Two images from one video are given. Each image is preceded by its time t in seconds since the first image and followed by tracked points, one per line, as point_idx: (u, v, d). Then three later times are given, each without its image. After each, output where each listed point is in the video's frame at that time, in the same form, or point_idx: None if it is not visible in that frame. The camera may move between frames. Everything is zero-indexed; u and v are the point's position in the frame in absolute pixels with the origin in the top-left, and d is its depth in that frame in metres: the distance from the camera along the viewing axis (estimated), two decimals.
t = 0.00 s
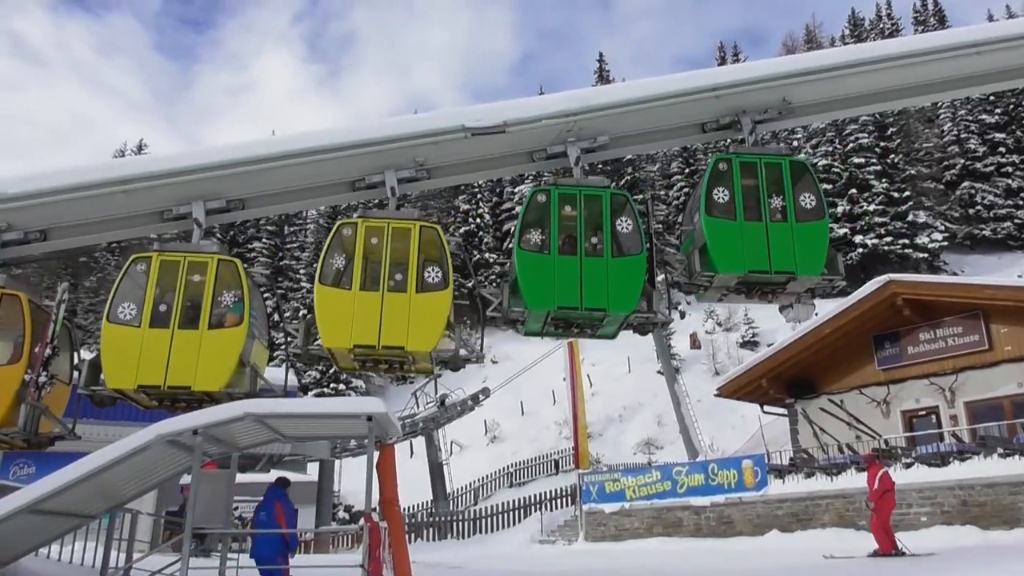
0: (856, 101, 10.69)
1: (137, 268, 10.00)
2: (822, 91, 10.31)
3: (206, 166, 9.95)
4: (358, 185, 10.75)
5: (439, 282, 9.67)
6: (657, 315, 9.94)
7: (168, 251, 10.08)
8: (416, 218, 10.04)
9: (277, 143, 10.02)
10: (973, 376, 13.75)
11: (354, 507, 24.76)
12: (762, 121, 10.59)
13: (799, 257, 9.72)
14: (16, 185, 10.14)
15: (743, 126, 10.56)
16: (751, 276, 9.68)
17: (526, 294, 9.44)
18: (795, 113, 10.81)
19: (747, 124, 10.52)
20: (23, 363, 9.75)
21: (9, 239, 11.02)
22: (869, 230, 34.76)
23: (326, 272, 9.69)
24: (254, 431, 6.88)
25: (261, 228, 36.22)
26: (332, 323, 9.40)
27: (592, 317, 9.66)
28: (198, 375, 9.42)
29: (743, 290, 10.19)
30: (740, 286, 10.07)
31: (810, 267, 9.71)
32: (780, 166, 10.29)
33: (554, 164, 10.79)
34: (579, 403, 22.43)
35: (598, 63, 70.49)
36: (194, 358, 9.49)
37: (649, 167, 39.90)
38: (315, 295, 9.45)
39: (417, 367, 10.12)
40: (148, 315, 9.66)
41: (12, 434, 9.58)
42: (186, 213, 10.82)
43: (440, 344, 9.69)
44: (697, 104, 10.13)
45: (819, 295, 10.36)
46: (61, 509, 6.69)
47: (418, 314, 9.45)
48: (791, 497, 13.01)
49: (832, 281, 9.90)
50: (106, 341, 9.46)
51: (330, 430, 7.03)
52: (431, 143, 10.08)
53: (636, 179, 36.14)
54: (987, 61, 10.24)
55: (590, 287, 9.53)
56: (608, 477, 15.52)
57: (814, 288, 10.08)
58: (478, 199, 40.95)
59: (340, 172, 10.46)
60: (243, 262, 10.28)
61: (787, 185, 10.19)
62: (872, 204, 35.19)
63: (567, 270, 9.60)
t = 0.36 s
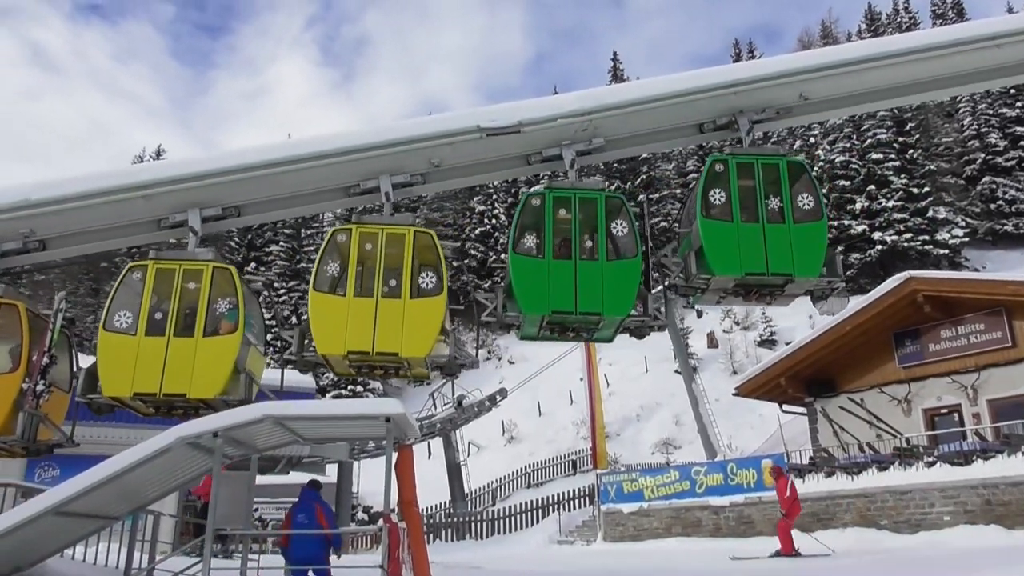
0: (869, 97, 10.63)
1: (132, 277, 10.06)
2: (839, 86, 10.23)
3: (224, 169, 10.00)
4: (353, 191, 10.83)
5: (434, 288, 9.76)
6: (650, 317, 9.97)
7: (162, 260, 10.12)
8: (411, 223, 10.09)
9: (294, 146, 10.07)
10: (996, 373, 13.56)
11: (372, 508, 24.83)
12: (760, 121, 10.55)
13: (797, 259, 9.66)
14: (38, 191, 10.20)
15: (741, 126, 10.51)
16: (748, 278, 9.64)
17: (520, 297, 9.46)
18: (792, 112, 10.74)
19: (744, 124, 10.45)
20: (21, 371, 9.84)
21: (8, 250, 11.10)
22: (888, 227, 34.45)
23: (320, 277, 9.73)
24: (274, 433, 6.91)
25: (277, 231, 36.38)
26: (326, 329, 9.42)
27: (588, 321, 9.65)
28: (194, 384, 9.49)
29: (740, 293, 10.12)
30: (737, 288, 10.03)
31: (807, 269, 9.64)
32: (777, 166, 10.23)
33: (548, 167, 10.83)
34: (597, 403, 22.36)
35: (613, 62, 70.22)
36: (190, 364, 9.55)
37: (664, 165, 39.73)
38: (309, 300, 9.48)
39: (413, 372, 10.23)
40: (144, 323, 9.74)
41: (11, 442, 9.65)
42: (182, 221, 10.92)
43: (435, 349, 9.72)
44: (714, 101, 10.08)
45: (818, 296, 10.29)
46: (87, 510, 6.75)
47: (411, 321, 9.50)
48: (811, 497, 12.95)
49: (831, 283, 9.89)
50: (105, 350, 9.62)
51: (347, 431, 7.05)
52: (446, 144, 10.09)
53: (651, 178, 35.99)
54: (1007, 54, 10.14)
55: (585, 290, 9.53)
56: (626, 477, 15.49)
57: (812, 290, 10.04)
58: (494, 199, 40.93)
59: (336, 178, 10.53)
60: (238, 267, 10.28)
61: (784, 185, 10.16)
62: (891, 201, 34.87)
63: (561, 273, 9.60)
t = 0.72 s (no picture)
0: (882, 92, 10.54)
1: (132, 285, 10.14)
2: (858, 81, 10.14)
3: (242, 172, 10.07)
4: (349, 197, 10.92)
5: (430, 293, 9.70)
6: (645, 320, 9.91)
7: (161, 267, 10.23)
8: (406, 228, 10.06)
9: (311, 148, 10.13)
10: (1020, 370, 13.41)
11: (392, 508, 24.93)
12: (760, 119, 10.52)
13: (795, 260, 9.53)
14: (61, 197, 10.35)
15: (739, 126, 10.45)
16: (746, 280, 9.51)
17: (516, 301, 9.42)
18: (792, 112, 10.70)
19: (743, 124, 10.41)
20: (22, 380, 9.83)
21: (9, 259, 11.37)
22: (909, 222, 34.08)
23: (316, 283, 9.76)
24: (296, 433, 6.96)
25: (296, 233, 36.57)
26: (322, 334, 9.46)
27: (584, 324, 9.61)
28: (191, 391, 9.50)
29: (739, 294, 9.99)
30: (736, 290, 9.91)
31: (806, 270, 9.51)
32: (776, 166, 10.15)
33: (545, 169, 10.92)
34: (616, 402, 22.29)
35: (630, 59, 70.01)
36: (187, 371, 9.55)
37: (682, 163, 39.55)
38: (306, 305, 9.55)
39: (410, 376, 10.21)
40: (142, 331, 9.78)
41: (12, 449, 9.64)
42: (181, 228, 11.03)
43: (430, 355, 9.69)
44: (732, 98, 10.02)
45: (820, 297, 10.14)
46: (113, 510, 6.81)
47: (407, 326, 9.45)
48: (833, 495, 12.83)
49: (832, 283, 9.75)
50: (104, 358, 9.67)
51: (369, 432, 7.08)
52: (462, 144, 10.10)
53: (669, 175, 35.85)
54: None
55: (581, 294, 9.48)
56: (646, 477, 15.44)
57: (812, 291, 9.87)
58: (511, 199, 40.94)
59: (331, 184, 10.61)
60: (235, 274, 10.31)
61: (783, 185, 10.05)
62: (913, 196, 34.55)
63: (557, 277, 9.56)
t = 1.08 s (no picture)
0: (902, 87, 10.43)
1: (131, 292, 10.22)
2: (879, 74, 10.03)
3: (261, 174, 10.13)
4: (348, 201, 11.02)
5: (427, 297, 9.73)
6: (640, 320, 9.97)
7: (161, 273, 10.28)
8: (404, 233, 10.11)
9: (330, 150, 10.19)
10: None
11: (414, 507, 25.03)
12: (760, 119, 10.44)
13: (795, 260, 9.43)
14: (85, 201, 10.46)
15: (739, 126, 10.38)
16: (745, 282, 9.43)
17: (513, 305, 9.43)
18: (794, 110, 10.62)
19: (742, 123, 10.33)
20: (25, 388, 9.93)
21: (14, 267, 11.59)
22: (933, 218, 33.80)
23: (314, 289, 9.79)
24: (317, 433, 6.98)
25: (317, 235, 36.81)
26: (320, 338, 9.53)
27: (581, 328, 9.60)
28: (190, 397, 9.58)
29: (739, 296, 9.90)
30: (736, 292, 9.82)
31: (805, 271, 9.41)
32: (776, 166, 10.08)
33: (544, 171, 10.90)
34: (637, 401, 22.20)
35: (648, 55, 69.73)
36: (186, 378, 9.63)
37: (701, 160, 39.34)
38: (303, 311, 9.57)
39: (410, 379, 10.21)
40: (142, 338, 9.87)
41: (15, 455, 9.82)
42: (181, 234, 11.15)
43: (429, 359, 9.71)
44: (751, 93, 9.94)
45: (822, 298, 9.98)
46: (138, 510, 6.89)
47: (404, 331, 9.52)
48: (858, 494, 12.70)
49: (833, 284, 9.49)
50: (105, 365, 9.78)
51: (391, 431, 7.09)
52: (480, 144, 10.10)
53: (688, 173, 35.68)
54: None
55: (578, 297, 9.47)
56: (667, 475, 15.39)
57: (814, 292, 9.73)
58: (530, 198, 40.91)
59: (329, 190, 10.71)
60: (234, 280, 10.34)
61: (783, 186, 9.96)
62: (936, 190, 34.18)
63: (554, 280, 9.54)
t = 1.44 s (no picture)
0: (927, 78, 10.29)
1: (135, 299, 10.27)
2: (905, 65, 9.89)
3: (282, 176, 10.19)
4: (348, 207, 11.03)
5: (426, 301, 9.70)
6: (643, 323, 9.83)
7: (164, 280, 10.31)
8: (403, 237, 10.12)
9: (350, 151, 10.25)
10: None
11: (438, 505, 25.12)
12: (760, 118, 10.39)
13: (796, 262, 9.33)
14: (112, 205, 10.60)
15: (741, 124, 10.31)
16: (745, 283, 9.33)
17: (512, 309, 9.40)
18: (796, 108, 10.52)
19: (743, 122, 10.27)
20: (33, 394, 10.12)
21: (22, 274, 11.72)
22: (961, 210, 33.36)
23: (315, 294, 9.87)
24: (340, 432, 6.98)
25: (339, 235, 37.05)
26: (320, 343, 9.57)
27: (582, 331, 9.55)
28: (193, 403, 9.63)
29: (742, 297, 9.78)
30: (738, 293, 9.72)
31: (807, 272, 9.30)
32: (778, 166, 9.94)
33: (543, 173, 10.81)
34: (660, 399, 22.08)
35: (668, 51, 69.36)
36: (188, 384, 9.68)
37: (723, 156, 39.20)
38: (303, 317, 9.71)
39: (412, 383, 10.18)
40: (146, 344, 9.94)
41: (25, 460, 10.04)
42: (184, 241, 11.30)
43: (432, 361, 9.61)
44: (774, 87, 9.86)
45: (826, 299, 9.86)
46: (167, 510, 6.96)
47: (404, 335, 9.49)
48: (886, 491, 12.57)
49: (837, 284, 9.40)
50: (109, 372, 9.85)
51: (415, 429, 7.09)
52: (500, 143, 10.10)
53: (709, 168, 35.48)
54: None
55: (577, 300, 9.43)
56: (692, 473, 15.31)
57: (818, 292, 9.60)
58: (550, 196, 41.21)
59: (326, 195, 10.75)
60: (236, 286, 10.33)
61: (786, 185, 9.82)
62: (963, 182, 33.74)
63: (554, 283, 9.50)
